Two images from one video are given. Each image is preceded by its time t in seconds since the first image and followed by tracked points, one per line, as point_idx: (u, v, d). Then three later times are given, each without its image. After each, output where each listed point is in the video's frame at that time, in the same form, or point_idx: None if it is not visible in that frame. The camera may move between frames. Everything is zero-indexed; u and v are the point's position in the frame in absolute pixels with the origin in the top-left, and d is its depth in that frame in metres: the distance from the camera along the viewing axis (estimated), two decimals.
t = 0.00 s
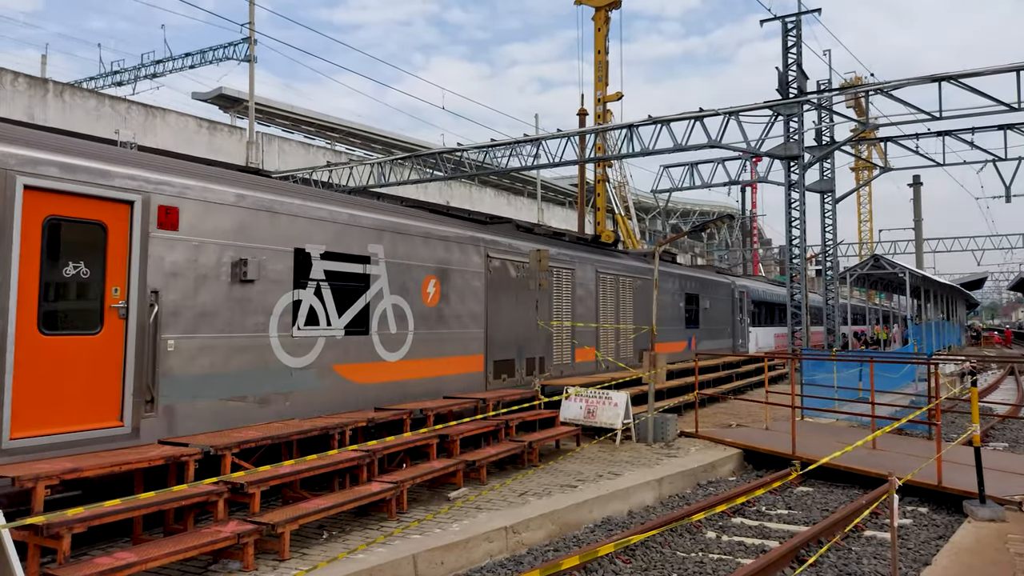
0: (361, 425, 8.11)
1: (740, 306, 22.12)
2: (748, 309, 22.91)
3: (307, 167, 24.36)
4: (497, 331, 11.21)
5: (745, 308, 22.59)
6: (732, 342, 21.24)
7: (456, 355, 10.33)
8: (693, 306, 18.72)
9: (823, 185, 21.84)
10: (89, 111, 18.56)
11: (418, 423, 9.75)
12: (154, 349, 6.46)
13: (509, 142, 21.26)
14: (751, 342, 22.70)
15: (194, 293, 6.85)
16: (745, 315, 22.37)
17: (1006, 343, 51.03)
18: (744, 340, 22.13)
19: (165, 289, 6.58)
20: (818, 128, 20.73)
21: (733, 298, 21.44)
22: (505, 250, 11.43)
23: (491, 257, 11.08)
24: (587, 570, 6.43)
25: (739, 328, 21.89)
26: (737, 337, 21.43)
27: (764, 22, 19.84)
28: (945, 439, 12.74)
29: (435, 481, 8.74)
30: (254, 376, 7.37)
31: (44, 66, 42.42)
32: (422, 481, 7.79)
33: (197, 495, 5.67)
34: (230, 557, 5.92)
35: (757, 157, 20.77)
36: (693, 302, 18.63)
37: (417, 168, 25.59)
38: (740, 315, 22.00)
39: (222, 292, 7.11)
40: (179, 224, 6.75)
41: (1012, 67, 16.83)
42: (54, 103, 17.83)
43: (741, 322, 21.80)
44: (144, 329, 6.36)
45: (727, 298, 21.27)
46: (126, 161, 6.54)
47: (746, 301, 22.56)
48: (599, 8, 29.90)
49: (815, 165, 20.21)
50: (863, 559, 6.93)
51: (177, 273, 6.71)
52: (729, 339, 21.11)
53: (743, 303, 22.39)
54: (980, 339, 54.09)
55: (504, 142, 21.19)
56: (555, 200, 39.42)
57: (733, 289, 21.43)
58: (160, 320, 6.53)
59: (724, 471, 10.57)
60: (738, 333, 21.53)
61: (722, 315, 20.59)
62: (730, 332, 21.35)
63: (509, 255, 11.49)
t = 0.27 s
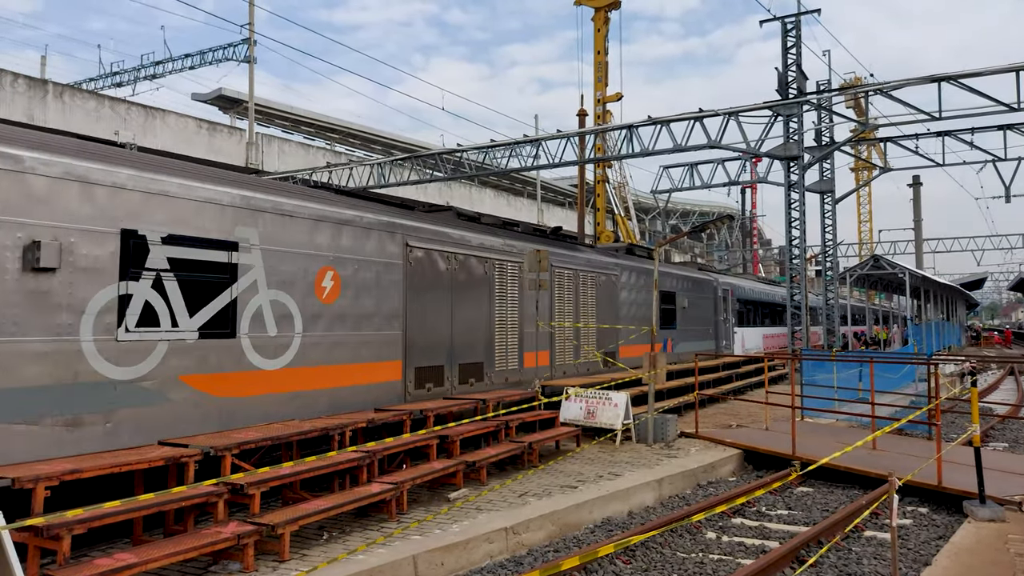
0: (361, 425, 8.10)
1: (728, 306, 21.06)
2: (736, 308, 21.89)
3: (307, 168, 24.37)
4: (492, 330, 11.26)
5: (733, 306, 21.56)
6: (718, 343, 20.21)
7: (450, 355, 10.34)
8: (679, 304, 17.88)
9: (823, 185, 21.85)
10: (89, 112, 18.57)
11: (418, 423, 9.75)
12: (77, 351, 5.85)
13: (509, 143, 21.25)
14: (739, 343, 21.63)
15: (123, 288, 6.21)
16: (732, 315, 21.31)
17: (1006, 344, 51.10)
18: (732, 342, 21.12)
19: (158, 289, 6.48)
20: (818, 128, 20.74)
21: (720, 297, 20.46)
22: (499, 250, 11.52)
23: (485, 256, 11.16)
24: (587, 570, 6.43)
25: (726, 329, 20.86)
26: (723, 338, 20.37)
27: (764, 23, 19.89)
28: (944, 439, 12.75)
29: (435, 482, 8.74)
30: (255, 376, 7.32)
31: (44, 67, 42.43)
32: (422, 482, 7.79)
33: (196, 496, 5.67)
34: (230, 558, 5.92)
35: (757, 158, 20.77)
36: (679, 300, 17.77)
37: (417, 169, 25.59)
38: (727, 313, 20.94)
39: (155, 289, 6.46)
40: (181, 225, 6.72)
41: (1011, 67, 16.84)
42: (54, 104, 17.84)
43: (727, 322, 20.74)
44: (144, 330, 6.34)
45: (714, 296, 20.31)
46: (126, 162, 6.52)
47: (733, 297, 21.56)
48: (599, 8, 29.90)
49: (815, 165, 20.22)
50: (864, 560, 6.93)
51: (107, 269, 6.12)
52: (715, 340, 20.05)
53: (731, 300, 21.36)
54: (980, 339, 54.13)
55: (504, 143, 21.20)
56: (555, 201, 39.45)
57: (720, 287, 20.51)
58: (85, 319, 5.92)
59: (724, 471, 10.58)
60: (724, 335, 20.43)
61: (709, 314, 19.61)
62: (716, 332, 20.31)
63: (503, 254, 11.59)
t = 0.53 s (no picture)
0: (360, 426, 8.10)
1: (712, 307, 20.03)
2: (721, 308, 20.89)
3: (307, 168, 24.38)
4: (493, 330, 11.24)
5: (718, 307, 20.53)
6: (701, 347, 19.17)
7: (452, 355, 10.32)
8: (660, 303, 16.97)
9: (822, 186, 21.87)
10: (89, 112, 18.57)
11: (418, 424, 9.76)
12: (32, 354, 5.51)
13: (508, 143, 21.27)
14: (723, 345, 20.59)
15: (73, 287, 5.83)
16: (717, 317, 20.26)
17: (1005, 343, 51.14)
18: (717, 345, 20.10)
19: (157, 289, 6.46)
20: (817, 128, 20.75)
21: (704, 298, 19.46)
22: (500, 250, 11.53)
23: (486, 256, 11.17)
24: (587, 571, 6.43)
25: (710, 332, 19.82)
26: (706, 341, 19.32)
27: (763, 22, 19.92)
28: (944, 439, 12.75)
29: (435, 482, 8.74)
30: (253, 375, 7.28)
31: (43, 68, 42.42)
32: (422, 482, 7.79)
33: (196, 497, 5.66)
34: (229, 558, 5.92)
35: (756, 158, 20.78)
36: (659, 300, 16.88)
37: (416, 169, 25.59)
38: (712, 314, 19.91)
39: (105, 285, 6.06)
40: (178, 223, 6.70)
41: (1010, 67, 16.86)
42: (53, 105, 17.83)
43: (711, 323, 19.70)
44: (143, 330, 6.33)
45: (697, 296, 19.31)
46: (128, 163, 6.55)
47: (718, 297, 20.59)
48: (598, 8, 29.90)
49: (815, 165, 20.23)
50: (863, 559, 6.93)
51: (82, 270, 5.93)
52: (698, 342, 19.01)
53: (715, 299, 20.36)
54: (980, 339, 54.16)
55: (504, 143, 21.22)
56: (554, 201, 39.47)
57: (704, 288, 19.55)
58: (33, 322, 5.54)
59: (723, 471, 10.58)
60: (707, 337, 19.37)
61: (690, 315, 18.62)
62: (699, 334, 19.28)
63: (503, 254, 11.60)
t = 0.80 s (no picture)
0: (359, 426, 8.09)
1: (690, 305, 18.68)
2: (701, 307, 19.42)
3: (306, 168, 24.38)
4: (491, 329, 11.27)
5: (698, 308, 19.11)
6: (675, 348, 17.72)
7: (451, 353, 10.33)
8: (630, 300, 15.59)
9: (821, 185, 21.88)
10: (88, 112, 18.57)
11: (417, 424, 9.76)
12: (10, 354, 5.47)
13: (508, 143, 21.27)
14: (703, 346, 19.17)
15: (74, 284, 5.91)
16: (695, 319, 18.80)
17: (1004, 344, 51.13)
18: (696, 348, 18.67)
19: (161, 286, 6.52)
20: (816, 128, 20.76)
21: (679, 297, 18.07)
22: (497, 250, 11.56)
23: (484, 257, 11.19)
24: (586, 571, 6.42)
25: (688, 333, 18.44)
26: (683, 342, 17.92)
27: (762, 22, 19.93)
28: (943, 439, 12.75)
29: (434, 482, 8.73)
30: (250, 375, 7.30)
31: (42, 68, 42.41)
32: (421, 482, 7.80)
33: (195, 497, 5.67)
34: (229, 558, 5.91)
35: (755, 158, 20.78)
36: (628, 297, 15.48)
37: (415, 169, 25.61)
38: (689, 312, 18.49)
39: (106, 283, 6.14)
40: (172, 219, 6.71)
41: (1009, 67, 16.87)
42: (52, 104, 17.82)
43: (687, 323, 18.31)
44: (142, 330, 6.35)
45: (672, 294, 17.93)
46: (133, 162, 6.65)
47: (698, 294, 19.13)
48: (597, 8, 29.90)
49: (814, 164, 20.24)
50: (862, 559, 6.93)
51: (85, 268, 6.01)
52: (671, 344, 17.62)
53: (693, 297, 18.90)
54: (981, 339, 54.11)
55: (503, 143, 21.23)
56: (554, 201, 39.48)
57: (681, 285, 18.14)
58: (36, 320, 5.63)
59: (723, 471, 10.58)
60: (683, 339, 17.97)
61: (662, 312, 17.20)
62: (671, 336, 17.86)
63: (502, 254, 11.63)
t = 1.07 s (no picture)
0: (359, 426, 8.10)
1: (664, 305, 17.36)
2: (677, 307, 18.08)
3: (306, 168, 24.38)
4: (489, 329, 11.32)
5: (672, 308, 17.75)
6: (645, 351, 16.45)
7: (443, 355, 10.27)
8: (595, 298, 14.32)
9: (821, 185, 21.88)
10: (87, 112, 18.56)
11: (416, 424, 9.77)
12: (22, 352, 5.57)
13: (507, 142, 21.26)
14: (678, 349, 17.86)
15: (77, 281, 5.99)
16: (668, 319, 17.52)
17: (1004, 344, 51.10)
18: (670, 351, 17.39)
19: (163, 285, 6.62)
20: (816, 128, 20.77)
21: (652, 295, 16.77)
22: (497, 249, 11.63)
23: (482, 256, 11.23)
24: (585, 570, 6.42)
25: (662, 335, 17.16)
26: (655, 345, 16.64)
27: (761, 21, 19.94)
28: (943, 439, 12.75)
29: (433, 482, 8.73)
30: (247, 374, 7.34)
31: (41, 67, 42.38)
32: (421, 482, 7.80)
33: (194, 496, 5.67)
34: (228, 558, 5.91)
35: (754, 157, 20.77)
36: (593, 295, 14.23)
37: (415, 169, 25.61)
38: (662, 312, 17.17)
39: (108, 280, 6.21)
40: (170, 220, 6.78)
41: (1008, 67, 16.87)
42: (51, 104, 17.80)
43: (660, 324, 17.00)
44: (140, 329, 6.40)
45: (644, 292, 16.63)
46: (136, 163, 6.77)
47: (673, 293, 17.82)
48: (597, 8, 29.89)
49: (813, 164, 20.25)
50: (861, 559, 6.93)
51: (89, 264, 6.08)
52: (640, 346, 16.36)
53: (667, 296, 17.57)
54: (981, 339, 54.10)
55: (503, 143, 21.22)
56: (553, 201, 39.45)
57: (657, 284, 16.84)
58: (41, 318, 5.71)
59: (722, 471, 10.58)
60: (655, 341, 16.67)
61: (633, 312, 15.92)
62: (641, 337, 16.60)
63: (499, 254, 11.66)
